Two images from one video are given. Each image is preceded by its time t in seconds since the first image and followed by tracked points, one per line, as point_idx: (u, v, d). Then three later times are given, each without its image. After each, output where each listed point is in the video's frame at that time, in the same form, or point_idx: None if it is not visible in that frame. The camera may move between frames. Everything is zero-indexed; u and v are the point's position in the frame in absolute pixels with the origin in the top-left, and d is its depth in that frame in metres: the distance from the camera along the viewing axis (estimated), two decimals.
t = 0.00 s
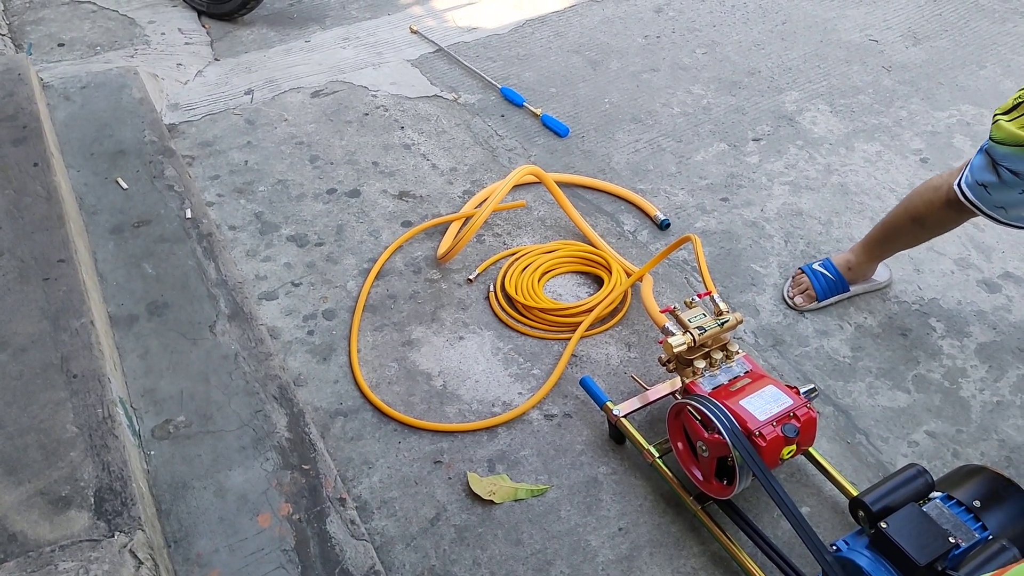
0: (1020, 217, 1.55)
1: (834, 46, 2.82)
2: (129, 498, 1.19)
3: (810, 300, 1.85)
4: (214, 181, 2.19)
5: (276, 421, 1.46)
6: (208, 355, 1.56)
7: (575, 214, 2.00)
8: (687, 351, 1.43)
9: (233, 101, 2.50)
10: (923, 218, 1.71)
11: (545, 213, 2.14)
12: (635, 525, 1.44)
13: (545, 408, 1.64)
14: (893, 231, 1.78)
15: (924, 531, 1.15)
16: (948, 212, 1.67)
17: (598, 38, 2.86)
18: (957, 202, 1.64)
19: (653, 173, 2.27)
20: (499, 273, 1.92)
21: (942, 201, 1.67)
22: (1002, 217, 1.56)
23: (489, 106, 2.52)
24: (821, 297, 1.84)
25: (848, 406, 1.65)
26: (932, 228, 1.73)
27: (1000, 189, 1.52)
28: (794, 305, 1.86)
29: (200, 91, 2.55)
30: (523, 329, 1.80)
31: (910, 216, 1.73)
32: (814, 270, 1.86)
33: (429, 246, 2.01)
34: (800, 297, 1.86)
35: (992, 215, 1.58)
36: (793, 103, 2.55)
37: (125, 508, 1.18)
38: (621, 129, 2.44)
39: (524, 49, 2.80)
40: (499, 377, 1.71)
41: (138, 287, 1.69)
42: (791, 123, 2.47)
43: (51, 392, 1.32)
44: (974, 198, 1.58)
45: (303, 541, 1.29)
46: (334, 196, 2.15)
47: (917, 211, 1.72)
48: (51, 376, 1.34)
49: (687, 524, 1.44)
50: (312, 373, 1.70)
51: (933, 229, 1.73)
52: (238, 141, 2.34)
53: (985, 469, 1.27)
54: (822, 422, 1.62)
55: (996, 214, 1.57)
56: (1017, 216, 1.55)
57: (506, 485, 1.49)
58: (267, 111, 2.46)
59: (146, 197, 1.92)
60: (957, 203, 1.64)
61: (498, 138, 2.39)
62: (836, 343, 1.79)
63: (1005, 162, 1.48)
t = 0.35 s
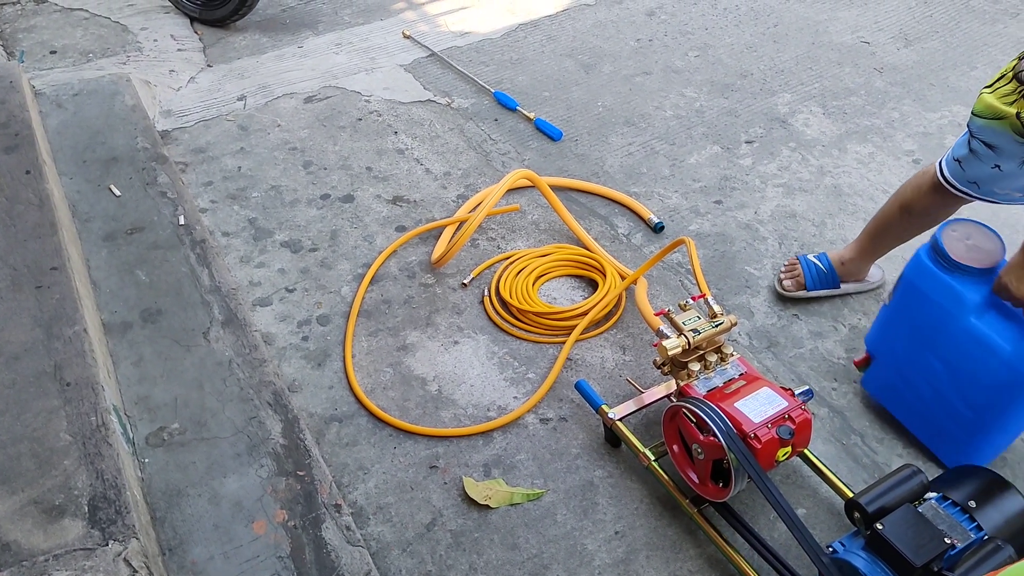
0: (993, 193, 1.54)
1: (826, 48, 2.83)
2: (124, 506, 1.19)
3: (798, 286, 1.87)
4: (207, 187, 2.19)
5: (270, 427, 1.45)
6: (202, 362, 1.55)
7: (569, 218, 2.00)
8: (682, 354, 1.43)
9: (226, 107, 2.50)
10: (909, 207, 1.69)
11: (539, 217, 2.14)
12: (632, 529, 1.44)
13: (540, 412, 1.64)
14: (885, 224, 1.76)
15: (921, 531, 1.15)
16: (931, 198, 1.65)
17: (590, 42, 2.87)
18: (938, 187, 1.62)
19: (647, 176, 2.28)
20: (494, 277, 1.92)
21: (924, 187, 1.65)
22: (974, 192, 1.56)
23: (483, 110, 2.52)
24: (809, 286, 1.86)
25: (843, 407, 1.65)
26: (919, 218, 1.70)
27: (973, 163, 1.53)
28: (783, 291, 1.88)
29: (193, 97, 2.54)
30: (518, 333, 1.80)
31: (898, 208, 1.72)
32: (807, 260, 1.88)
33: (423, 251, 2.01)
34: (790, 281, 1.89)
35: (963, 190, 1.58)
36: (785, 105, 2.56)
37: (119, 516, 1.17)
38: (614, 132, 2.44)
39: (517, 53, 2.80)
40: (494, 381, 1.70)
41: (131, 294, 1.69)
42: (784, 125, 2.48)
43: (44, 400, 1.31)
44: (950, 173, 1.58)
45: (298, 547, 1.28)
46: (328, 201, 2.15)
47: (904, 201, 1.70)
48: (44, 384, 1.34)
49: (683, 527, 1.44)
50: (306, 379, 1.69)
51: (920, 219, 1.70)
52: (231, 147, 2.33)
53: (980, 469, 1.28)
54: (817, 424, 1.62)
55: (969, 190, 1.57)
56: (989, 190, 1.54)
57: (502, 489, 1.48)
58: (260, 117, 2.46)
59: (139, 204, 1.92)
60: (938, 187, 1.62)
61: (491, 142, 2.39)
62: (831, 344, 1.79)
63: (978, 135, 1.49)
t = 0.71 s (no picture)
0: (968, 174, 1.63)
1: (828, 46, 2.83)
2: (127, 505, 1.19)
3: (789, 283, 1.88)
4: (210, 186, 2.19)
5: (273, 426, 1.45)
6: (205, 360, 1.56)
7: (571, 216, 2.00)
8: (684, 352, 1.43)
9: (228, 105, 2.50)
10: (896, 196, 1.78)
11: (541, 215, 2.14)
12: (634, 527, 1.44)
13: (543, 410, 1.64)
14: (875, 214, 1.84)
15: (924, 531, 1.15)
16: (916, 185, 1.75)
17: (593, 40, 2.86)
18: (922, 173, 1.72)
19: (649, 174, 2.28)
20: (496, 275, 1.92)
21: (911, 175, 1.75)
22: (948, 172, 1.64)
23: (485, 108, 2.52)
24: (801, 282, 1.87)
25: (846, 405, 1.65)
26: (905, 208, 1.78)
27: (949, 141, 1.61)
28: (774, 287, 1.90)
29: (196, 96, 2.55)
30: (520, 331, 1.80)
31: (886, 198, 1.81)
32: (802, 255, 1.88)
33: (426, 249, 2.01)
34: (781, 278, 1.90)
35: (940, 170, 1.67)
36: (788, 104, 2.55)
37: (122, 515, 1.18)
38: (617, 131, 2.44)
39: (519, 51, 2.80)
40: (496, 379, 1.70)
41: (134, 293, 1.69)
42: (787, 123, 2.47)
43: (47, 399, 1.31)
44: (929, 154, 1.67)
45: (300, 546, 1.29)
46: (330, 200, 2.15)
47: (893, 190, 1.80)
48: (47, 383, 1.34)
49: (686, 526, 1.44)
50: (309, 377, 1.69)
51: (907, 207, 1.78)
52: (234, 145, 2.33)
53: (982, 467, 1.27)
54: (819, 422, 1.62)
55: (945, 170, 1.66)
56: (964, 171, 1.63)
57: (504, 488, 1.48)
58: (262, 116, 2.46)
59: (141, 203, 1.92)
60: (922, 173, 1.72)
61: (494, 141, 2.39)
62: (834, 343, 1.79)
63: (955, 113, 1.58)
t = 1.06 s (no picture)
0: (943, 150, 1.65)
1: (823, 42, 2.83)
2: (123, 503, 1.19)
3: (786, 281, 1.88)
4: (205, 184, 2.19)
5: (269, 424, 1.45)
6: (201, 359, 1.55)
7: (567, 213, 2.00)
8: (680, 348, 1.43)
9: (223, 103, 2.50)
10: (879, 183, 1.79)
11: (537, 213, 2.14)
12: (631, 524, 1.44)
13: (539, 407, 1.64)
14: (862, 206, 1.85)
15: (921, 525, 1.15)
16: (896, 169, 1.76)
17: (588, 37, 2.86)
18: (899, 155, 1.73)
19: (645, 171, 2.27)
20: (492, 273, 1.92)
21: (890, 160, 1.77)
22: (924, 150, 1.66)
23: (481, 105, 2.52)
24: (798, 278, 1.87)
25: (842, 401, 1.65)
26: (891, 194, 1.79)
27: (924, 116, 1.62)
28: (770, 284, 1.90)
29: (191, 94, 2.54)
30: (517, 329, 1.80)
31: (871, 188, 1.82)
32: (798, 253, 1.88)
33: (422, 247, 2.01)
34: (776, 276, 1.90)
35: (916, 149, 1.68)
36: (783, 100, 2.55)
37: (118, 514, 1.17)
38: (613, 127, 2.44)
39: (515, 48, 2.80)
40: (493, 377, 1.70)
41: (129, 292, 1.69)
42: (782, 119, 2.47)
43: (42, 398, 1.31)
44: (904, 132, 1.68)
45: (297, 544, 1.28)
46: (326, 198, 2.15)
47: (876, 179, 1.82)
48: (42, 382, 1.34)
49: (683, 522, 1.44)
50: (305, 375, 1.69)
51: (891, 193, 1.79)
52: (229, 144, 2.33)
53: (978, 462, 1.28)
54: (816, 418, 1.62)
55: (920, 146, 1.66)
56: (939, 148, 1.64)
57: (501, 485, 1.49)
58: (257, 114, 2.45)
59: (137, 201, 1.91)
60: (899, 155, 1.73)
61: (489, 138, 2.39)
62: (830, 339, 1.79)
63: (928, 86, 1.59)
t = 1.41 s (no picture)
0: (894, 120, 1.66)
1: (824, 42, 2.83)
2: (124, 503, 1.19)
3: (785, 278, 1.88)
4: (206, 183, 2.19)
5: (270, 424, 1.45)
6: (201, 358, 1.55)
7: (568, 213, 2.00)
8: (681, 349, 1.43)
9: (224, 103, 2.50)
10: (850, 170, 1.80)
11: (538, 212, 2.14)
12: (632, 524, 1.44)
13: (540, 407, 1.64)
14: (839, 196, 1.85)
15: (921, 527, 1.15)
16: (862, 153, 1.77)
17: (589, 37, 2.86)
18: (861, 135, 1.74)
19: (646, 171, 2.27)
20: (493, 273, 1.92)
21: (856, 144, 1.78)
22: (877, 121, 1.67)
23: (481, 105, 2.52)
24: (798, 276, 1.87)
25: (843, 402, 1.66)
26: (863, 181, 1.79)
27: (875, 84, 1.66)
28: (770, 282, 1.91)
29: (191, 93, 2.54)
30: (518, 329, 1.80)
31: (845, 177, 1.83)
32: (796, 250, 1.87)
33: (423, 247, 2.01)
34: (777, 274, 1.90)
35: (871, 121, 1.69)
36: (784, 100, 2.55)
37: (119, 514, 1.17)
38: (613, 127, 2.44)
39: (516, 48, 2.80)
40: (494, 377, 1.70)
41: (130, 291, 1.69)
42: (783, 119, 2.47)
43: (43, 397, 1.31)
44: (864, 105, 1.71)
45: (298, 544, 1.28)
46: (326, 197, 2.15)
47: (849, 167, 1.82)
48: (43, 381, 1.34)
49: (684, 522, 1.44)
50: (306, 375, 1.69)
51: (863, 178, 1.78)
52: (230, 143, 2.33)
53: (979, 463, 1.28)
54: (816, 419, 1.62)
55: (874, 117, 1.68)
56: (890, 118, 1.66)
57: (502, 485, 1.49)
58: (258, 113, 2.45)
59: (137, 200, 1.91)
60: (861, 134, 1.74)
61: (490, 138, 2.39)
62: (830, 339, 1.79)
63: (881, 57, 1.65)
